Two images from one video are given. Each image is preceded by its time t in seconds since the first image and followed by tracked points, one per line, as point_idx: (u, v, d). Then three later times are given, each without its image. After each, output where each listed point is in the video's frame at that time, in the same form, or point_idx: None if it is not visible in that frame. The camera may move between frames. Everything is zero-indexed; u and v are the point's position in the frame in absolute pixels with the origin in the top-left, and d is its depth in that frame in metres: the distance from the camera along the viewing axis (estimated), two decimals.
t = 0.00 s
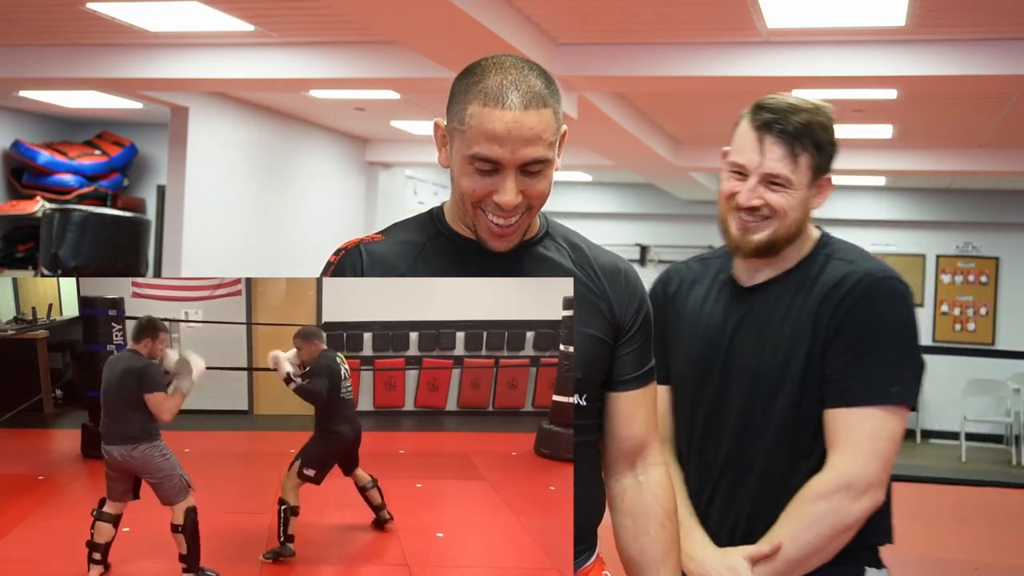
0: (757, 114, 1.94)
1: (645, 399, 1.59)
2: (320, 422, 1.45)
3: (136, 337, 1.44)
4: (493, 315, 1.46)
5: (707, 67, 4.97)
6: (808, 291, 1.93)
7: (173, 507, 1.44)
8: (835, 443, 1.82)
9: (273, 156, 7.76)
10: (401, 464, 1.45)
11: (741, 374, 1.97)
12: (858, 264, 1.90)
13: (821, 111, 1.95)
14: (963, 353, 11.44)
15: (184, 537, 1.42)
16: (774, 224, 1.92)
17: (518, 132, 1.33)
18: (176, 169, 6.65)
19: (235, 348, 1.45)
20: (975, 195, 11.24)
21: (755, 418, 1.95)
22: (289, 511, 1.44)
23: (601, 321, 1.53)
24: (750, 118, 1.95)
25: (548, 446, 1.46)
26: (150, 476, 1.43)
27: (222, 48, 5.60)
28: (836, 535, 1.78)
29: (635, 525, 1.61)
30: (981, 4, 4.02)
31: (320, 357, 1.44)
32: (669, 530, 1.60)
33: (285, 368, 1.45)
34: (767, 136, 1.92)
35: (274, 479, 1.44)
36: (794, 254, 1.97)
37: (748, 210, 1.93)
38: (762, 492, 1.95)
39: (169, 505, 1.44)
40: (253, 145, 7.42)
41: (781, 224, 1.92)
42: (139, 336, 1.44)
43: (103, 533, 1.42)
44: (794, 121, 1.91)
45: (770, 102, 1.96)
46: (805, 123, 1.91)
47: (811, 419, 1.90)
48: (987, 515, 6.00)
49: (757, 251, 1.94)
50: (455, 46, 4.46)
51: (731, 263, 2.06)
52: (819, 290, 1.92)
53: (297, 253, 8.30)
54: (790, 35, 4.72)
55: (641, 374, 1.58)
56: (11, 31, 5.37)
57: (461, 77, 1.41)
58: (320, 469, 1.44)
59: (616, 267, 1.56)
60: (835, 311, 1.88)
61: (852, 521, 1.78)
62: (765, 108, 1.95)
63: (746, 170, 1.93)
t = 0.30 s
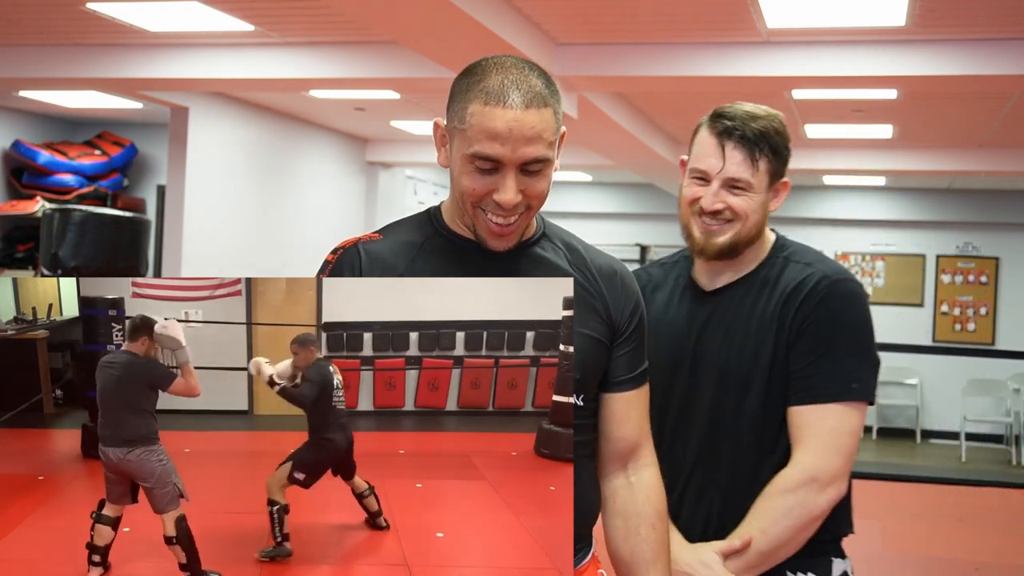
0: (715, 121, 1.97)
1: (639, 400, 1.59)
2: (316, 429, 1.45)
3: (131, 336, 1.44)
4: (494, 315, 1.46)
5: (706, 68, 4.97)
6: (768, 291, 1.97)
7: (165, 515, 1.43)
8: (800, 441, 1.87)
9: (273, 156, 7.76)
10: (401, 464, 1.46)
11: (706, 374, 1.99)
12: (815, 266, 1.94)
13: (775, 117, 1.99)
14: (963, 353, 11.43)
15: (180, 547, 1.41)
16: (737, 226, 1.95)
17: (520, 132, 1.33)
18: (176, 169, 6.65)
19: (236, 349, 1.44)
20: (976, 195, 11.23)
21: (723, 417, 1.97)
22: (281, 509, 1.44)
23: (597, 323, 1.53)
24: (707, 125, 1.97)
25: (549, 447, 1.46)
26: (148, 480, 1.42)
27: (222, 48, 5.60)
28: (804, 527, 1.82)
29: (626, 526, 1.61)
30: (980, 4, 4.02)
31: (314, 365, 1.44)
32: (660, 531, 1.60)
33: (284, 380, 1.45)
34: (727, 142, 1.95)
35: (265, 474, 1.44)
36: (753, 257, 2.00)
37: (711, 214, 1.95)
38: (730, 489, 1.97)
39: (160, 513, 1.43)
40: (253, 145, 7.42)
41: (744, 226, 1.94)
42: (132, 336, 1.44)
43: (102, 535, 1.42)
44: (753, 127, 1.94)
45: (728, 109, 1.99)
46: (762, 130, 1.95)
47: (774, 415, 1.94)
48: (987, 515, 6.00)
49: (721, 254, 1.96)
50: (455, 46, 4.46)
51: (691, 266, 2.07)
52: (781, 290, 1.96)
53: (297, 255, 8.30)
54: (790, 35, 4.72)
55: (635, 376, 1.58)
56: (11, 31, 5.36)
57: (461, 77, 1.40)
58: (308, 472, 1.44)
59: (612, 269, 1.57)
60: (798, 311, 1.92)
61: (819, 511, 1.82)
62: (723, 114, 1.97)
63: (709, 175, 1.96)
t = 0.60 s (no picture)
0: (704, 121, 1.97)
1: (636, 399, 1.60)
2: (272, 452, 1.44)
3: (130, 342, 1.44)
4: (492, 315, 1.46)
5: (706, 68, 4.97)
6: (755, 289, 1.98)
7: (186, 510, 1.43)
8: (785, 435, 1.87)
9: (273, 156, 7.75)
10: (401, 464, 1.47)
11: (692, 371, 2.00)
12: (801, 266, 1.96)
13: (762, 119, 1.99)
14: (963, 353, 11.43)
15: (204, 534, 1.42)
16: (725, 225, 1.96)
17: (517, 132, 1.33)
18: (175, 169, 6.65)
19: (237, 350, 1.44)
20: (976, 194, 11.22)
21: (710, 414, 1.98)
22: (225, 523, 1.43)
23: (593, 322, 1.53)
24: (698, 125, 1.97)
25: (548, 447, 1.47)
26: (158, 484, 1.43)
27: (222, 48, 5.60)
28: (792, 519, 1.82)
29: (625, 522, 1.61)
30: (980, 5, 4.02)
31: (241, 403, 1.44)
32: (658, 528, 1.61)
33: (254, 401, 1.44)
34: (716, 143, 1.95)
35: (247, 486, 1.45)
36: (738, 257, 2.01)
37: (700, 213, 1.96)
38: (718, 484, 1.98)
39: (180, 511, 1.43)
40: (253, 145, 7.42)
41: (731, 225, 1.95)
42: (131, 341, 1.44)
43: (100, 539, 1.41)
44: (741, 129, 1.94)
45: (718, 110, 1.99)
46: (752, 131, 1.95)
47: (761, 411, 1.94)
48: (987, 515, 6.00)
49: (709, 252, 1.96)
50: (455, 46, 4.46)
51: (679, 265, 2.08)
52: (767, 288, 1.97)
53: (297, 256, 8.30)
54: (790, 35, 4.72)
55: (632, 374, 1.59)
56: (11, 31, 5.36)
57: (459, 76, 1.40)
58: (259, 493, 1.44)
59: (609, 267, 1.57)
60: (783, 309, 1.93)
61: (806, 504, 1.82)
62: (713, 114, 1.97)
63: (698, 176, 1.96)
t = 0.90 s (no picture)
0: (708, 121, 1.98)
1: (634, 397, 1.60)
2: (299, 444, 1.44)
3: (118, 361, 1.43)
4: (492, 314, 1.46)
5: (706, 68, 4.97)
6: (757, 290, 1.98)
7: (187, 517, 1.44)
8: (786, 434, 1.88)
9: (273, 156, 7.76)
10: (400, 464, 1.46)
11: (695, 370, 2.00)
12: (803, 267, 1.96)
13: (766, 119, 2.00)
14: (963, 353, 11.43)
15: (208, 538, 1.43)
16: (728, 224, 1.96)
17: (514, 136, 1.33)
18: (175, 169, 6.65)
19: (236, 350, 1.44)
20: (977, 194, 11.22)
21: (711, 413, 1.97)
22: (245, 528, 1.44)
23: (591, 321, 1.54)
24: (701, 125, 1.98)
25: (548, 446, 1.47)
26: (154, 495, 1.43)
27: (221, 48, 5.60)
28: (792, 518, 1.83)
29: (622, 520, 1.61)
30: (980, 4, 4.02)
31: (297, 381, 1.44)
32: (656, 525, 1.60)
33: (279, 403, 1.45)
34: (719, 142, 1.96)
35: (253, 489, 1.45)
36: (741, 257, 2.01)
37: (703, 212, 1.96)
38: (718, 483, 1.98)
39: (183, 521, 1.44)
40: (253, 145, 7.42)
41: (735, 224, 1.95)
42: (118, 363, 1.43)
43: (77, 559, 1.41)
44: (743, 129, 1.94)
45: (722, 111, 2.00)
46: (756, 130, 1.96)
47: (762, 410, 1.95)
48: (987, 515, 6.00)
49: (712, 251, 1.96)
50: (455, 45, 4.46)
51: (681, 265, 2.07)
52: (770, 290, 1.97)
53: (297, 256, 8.30)
54: (790, 35, 4.72)
55: (629, 373, 1.59)
56: (11, 31, 5.36)
57: (456, 79, 1.40)
58: (288, 484, 1.44)
59: (606, 266, 1.57)
60: (786, 310, 1.93)
61: (805, 504, 1.82)
62: (717, 114, 1.98)
63: (701, 175, 1.96)
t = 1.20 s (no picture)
0: (730, 118, 2.00)
1: (629, 395, 1.60)
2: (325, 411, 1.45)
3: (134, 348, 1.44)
4: (492, 314, 1.46)
5: (707, 68, 4.97)
6: (775, 288, 1.98)
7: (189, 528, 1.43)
8: (802, 433, 1.87)
9: (273, 156, 7.75)
10: (401, 464, 1.45)
11: (711, 369, 1.99)
12: (824, 265, 1.95)
13: (789, 117, 2.01)
14: (963, 353, 11.42)
15: (209, 554, 1.42)
16: (748, 222, 1.97)
17: (514, 142, 1.33)
18: (176, 169, 6.65)
19: (236, 349, 1.45)
20: (977, 194, 11.22)
21: (727, 413, 1.97)
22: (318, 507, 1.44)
23: (589, 320, 1.53)
24: (723, 122, 2.00)
25: (548, 446, 1.47)
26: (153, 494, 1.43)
27: (221, 48, 5.60)
28: (808, 520, 1.83)
29: (620, 516, 1.61)
30: (980, 4, 4.01)
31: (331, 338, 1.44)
32: (654, 521, 1.61)
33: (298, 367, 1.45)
34: (739, 139, 1.98)
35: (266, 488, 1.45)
36: (763, 255, 2.00)
37: (722, 209, 1.97)
38: (733, 481, 1.98)
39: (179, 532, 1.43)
40: (253, 145, 7.42)
41: (755, 222, 1.96)
42: (133, 349, 1.44)
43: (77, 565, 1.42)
44: (766, 126, 1.97)
45: (742, 109, 2.02)
46: (776, 128, 1.98)
47: (779, 410, 1.94)
48: (987, 515, 6.00)
49: (730, 249, 1.97)
50: (455, 45, 4.46)
51: (702, 263, 2.07)
52: (788, 287, 1.96)
53: (297, 255, 8.29)
54: (790, 35, 4.72)
55: (625, 371, 1.59)
56: (11, 31, 5.36)
57: (456, 82, 1.40)
58: (334, 460, 1.44)
59: (602, 265, 1.57)
60: (804, 309, 1.92)
61: (821, 506, 1.82)
62: (738, 112, 2.00)
63: (720, 171, 1.98)
